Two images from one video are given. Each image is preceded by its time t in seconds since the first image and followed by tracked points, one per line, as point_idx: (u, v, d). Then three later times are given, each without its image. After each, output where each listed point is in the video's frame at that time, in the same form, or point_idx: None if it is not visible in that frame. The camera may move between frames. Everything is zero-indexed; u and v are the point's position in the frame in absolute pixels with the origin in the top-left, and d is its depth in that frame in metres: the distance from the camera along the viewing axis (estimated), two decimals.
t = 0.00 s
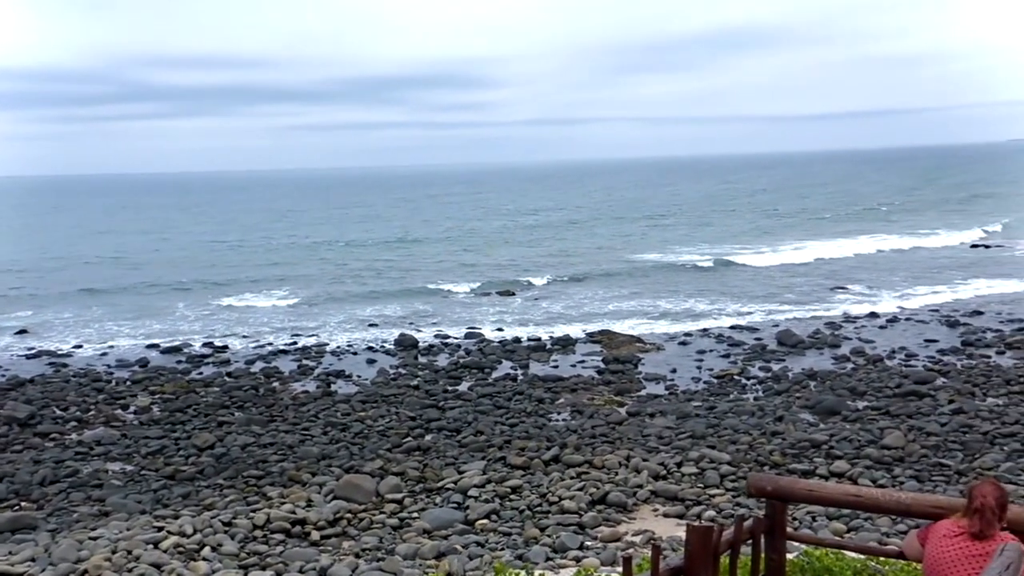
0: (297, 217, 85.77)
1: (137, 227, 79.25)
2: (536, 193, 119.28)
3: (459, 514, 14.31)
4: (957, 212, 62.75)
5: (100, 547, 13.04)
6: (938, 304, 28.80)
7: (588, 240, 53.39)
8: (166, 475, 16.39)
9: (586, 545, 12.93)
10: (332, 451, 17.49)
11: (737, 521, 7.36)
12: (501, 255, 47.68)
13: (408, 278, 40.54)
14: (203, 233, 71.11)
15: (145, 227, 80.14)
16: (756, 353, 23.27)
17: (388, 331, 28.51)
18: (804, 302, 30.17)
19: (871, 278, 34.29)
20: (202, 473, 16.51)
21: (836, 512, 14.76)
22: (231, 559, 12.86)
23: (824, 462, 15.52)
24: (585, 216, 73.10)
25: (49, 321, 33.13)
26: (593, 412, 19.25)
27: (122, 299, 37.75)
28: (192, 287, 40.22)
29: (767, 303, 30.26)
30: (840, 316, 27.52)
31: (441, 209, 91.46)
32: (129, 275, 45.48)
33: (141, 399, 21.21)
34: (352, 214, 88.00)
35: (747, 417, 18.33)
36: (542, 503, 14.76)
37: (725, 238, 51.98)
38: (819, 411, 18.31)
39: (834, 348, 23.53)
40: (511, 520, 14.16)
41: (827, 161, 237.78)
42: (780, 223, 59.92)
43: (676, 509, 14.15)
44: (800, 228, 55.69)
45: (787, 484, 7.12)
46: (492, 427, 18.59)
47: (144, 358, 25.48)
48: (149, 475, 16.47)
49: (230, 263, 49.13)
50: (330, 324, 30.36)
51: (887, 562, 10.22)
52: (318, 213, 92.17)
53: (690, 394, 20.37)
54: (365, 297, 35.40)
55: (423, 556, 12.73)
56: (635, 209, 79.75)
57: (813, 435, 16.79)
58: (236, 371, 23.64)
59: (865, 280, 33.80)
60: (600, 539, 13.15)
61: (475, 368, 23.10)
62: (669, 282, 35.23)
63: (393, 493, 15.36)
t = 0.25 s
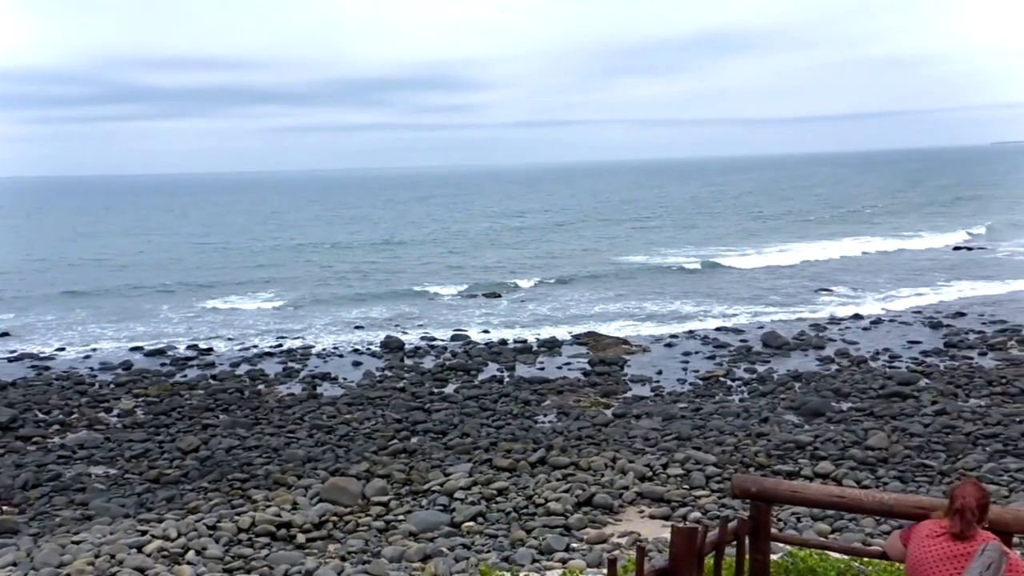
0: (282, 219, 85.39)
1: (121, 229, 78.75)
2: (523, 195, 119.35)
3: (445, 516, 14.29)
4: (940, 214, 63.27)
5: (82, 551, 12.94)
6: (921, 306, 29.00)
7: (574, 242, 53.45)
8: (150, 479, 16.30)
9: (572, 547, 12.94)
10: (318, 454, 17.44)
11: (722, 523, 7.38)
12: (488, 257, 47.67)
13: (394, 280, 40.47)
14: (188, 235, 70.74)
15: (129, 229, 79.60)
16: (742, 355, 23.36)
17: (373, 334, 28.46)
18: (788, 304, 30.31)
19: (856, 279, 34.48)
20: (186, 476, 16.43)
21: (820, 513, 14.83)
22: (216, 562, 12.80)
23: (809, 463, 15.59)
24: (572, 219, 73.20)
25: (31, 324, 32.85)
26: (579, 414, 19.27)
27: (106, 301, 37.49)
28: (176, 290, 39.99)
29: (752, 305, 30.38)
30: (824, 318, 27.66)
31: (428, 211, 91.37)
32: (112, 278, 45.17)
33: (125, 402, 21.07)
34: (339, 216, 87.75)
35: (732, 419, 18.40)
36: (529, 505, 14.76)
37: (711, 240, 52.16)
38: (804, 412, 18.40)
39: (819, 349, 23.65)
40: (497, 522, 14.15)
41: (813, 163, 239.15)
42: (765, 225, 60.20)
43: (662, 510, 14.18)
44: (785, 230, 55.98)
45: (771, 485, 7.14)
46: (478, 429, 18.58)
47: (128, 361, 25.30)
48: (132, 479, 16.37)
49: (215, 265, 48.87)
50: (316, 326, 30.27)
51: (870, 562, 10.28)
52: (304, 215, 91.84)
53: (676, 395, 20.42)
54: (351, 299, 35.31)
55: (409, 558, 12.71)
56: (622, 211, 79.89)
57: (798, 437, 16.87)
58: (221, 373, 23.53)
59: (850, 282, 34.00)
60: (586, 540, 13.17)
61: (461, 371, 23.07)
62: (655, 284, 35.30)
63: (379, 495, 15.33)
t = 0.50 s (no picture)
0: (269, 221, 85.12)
1: (106, 231, 78.25)
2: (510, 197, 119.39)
3: (432, 517, 14.28)
4: (924, 215, 63.78)
5: (66, 555, 12.87)
6: (905, 307, 29.21)
7: (561, 243, 53.53)
8: (135, 481, 16.21)
9: (559, 548, 12.95)
10: (304, 456, 17.38)
11: (707, 523, 7.39)
12: (475, 259, 47.66)
13: (382, 282, 40.42)
14: (173, 236, 70.41)
15: (114, 230, 79.12)
16: (727, 355, 23.44)
17: (360, 335, 28.41)
18: (774, 305, 30.45)
19: (841, 280, 34.68)
20: (171, 479, 16.35)
21: (806, 513, 14.89)
22: (201, 565, 12.74)
23: (794, 464, 15.65)
24: (559, 220, 73.31)
25: (14, 326, 32.60)
26: (566, 415, 19.29)
27: (90, 304, 37.26)
28: (162, 292, 39.79)
29: (738, 306, 30.50)
30: (810, 318, 27.81)
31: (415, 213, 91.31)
32: (97, 280, 44.87)
33: (109, 405, 20.95)
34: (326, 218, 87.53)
35: (718, 419, 18.46)
36: (516, 506, 14.76)
37: (697, 241, 52.35)
38: (789, 412, 18.49)
39: (804, 350, 23.76)
40: (484, 524, 14.14)
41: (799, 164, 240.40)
42: (751, 226, 60.47)
43: (648, 511, 14.21)
44: (771, 231, 56.23)
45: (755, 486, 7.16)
46: (465, 431, 18.57)
47: (112, 363, 25.16)
48: (117, 482, 16.27)
49: (201, 267, 48.65)
50: (303, 328, 30.20)
51: (855, 562, 10.33)
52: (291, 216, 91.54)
53: (663, 396, 20.47)
54: (338, 301, 35.23)
55: (396, 560, 12.69)
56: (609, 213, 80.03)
57: (783, 437, 16.95)
58: (206, 376, 23.42)
59: (835, 283, 34.19)
60: (573, 541, 13.18)
61: (448, 372, 23.06)
62: (641, 285, 35.39)
63: (365, 497, 15.29)
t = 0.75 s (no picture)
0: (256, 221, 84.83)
1: (91, 231, 77.76)
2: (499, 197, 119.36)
3: (420, 517, 14.26)
4: (910, 215, 64.15)
5: (52, 556, 12.79)
6: (891, 306, 29.36)
7: (550, 243, 53.59)
8: (121, 483, 16.14)
9: (547, 547, 12.96)
10: (291, 457, 17.34)
11: (693, 521, 7.39)
12: (463, 259, 47.62)
13: (369, 281, 40.34)
14: (160, 236, 70.07)
15: (100, 231, 78.63)
16: (715, 355, 23.51)
17: (347, 335, 28.34)
18: (761, 304, 30.55)
19: (827, 280, 34.84)
20: (157, 480, 16.27)
21: (792, 511, 14.96)
22: (188, 567, 12.69)
23: (781, 462, 15.72)
24: (547, 220, 73.37)
25: None
26: (554, 415, 19.31)
27: (76, 304, 37.04)
28: (148, 292, 39.59)
29: (725, 305, 30.59)
30: (796, 318, 27.92)
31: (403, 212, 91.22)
32: (83, 280, 44.60)
33: (94, 406, 20.83)
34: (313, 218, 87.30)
35: (706, 418, 18.52)
36: (504, 506, 14.76)
37: (685, 241, 52.46)
38: (776, 412, 18.56)
39: (791, 349, 23.87)
40: (472, 524, 14.14)
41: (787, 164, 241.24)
42: (739, 226, 60.68)
43: (636, 510, 14.24)
44: (759, 231, 56.44)
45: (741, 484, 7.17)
46: (453, 431, 18.56)
47: (97, 364, 25.01)
48: (102, 483, 16.19)
49: (188, 267, 48.44)
50: (290, 328, 30.12)
51: (840, 560, 10.36)
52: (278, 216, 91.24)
53: (650, 395, 20.51)
54: (325, 301, 35.14)
55: (384, 561, 12.67)
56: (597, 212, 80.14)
57: (770, 436, 17.01)
58: (193, 376, 23.32)
59: (821, 282, 34.34)
60: (561, 541, 13.19)
61: (436, 372, 23.04)
62: (629, 285, 35.45)
63: (353, 497, 15.25)
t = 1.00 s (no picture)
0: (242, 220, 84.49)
1: (75, 230, 77.21)
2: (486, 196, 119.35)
3: (406, 517, 14.25)
4: (894, 214, 64.54)
5: (35, 558, 12.71)
6: (875, 305, 29.53)
7: (537, 242, 53.63)
8: (105, 483, 16.04)
9: (533, 546, 12.97)
10: (277, 456, 17.28)
11: (678, 519, 7.40)
12: (450, 258, 47.59)
13: (356, 281, 40.26)
14: (145, 235, 69.69)
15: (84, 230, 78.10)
16: (701, 353, 23.58)
17: (334, 335, 28.25)
18: (747, 303, 30.66)
19: (813, 279, 35.01)
20: (142, 480, 16.19)
21: (777, 509, 15.02)
22: (172, 567, 12.63)
23: (766, 460, 15.78)
24: (534, 219, 73.41)
25: None
26: (541, 414, 19.33)
27: (59, 304, 36.79)
28: (133, 291, 39.38)
29: (712, 304, 30.69)
30: (782, 317, 28.03)
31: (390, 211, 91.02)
32: (67, 279, 44.29)
33: (78, 406, 20.70)
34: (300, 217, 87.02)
35: (692, 417, 18.58)
36: (490, 505, 14.76)
37: (671, 240, 52.57)
38: (761, 410, 18.64)
39: (776, 347, 23.97)
40: (458, 523, 14.13)
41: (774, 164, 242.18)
42: (725, 225, 60.90)
43: (622, 509, 14.28)
44: (745, 230, 56.65)
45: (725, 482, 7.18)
46: (440, 430, 18.55)
47: (81, 364, 24.85)
48: (86, 484, 16.09)
49: (174, 266, 48.20)
50: (276, 327, 30.02)
51: (824, 557, 10.43)
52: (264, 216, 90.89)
53: (636, 394, 20.56)
54: (311, 300, 35.04)
55: (370, 560, 12.65)
56: (585, 212, 80.24)
57: (756, 434, 17.08)
58: (178, 376, 23.21)
59: (807, 281, 34.49)
60: (547, 539, 13.21)
61: (423, 371, 23.02)
62: (616, 284, 35.51)
63: (339, 497, 15.22)
